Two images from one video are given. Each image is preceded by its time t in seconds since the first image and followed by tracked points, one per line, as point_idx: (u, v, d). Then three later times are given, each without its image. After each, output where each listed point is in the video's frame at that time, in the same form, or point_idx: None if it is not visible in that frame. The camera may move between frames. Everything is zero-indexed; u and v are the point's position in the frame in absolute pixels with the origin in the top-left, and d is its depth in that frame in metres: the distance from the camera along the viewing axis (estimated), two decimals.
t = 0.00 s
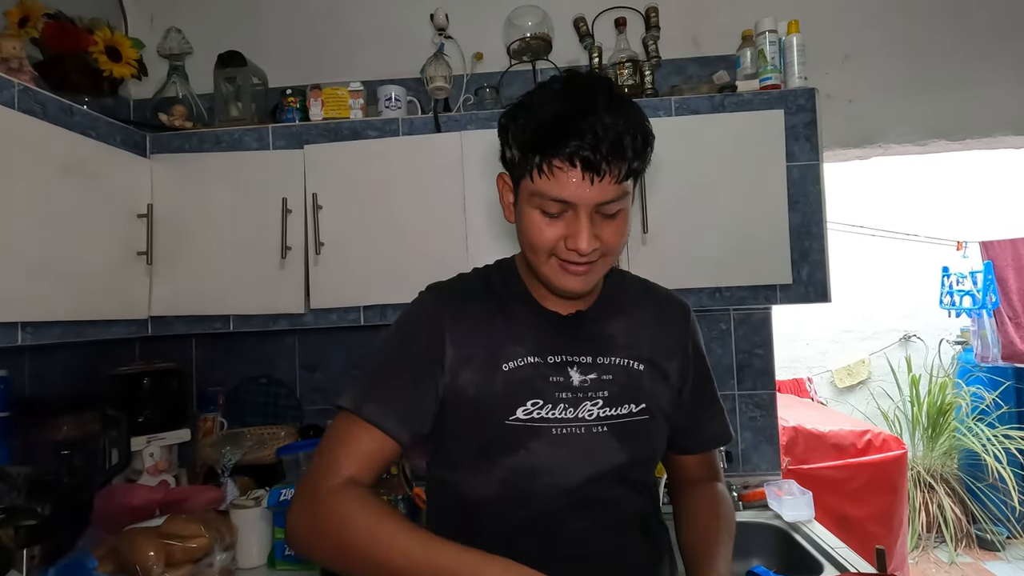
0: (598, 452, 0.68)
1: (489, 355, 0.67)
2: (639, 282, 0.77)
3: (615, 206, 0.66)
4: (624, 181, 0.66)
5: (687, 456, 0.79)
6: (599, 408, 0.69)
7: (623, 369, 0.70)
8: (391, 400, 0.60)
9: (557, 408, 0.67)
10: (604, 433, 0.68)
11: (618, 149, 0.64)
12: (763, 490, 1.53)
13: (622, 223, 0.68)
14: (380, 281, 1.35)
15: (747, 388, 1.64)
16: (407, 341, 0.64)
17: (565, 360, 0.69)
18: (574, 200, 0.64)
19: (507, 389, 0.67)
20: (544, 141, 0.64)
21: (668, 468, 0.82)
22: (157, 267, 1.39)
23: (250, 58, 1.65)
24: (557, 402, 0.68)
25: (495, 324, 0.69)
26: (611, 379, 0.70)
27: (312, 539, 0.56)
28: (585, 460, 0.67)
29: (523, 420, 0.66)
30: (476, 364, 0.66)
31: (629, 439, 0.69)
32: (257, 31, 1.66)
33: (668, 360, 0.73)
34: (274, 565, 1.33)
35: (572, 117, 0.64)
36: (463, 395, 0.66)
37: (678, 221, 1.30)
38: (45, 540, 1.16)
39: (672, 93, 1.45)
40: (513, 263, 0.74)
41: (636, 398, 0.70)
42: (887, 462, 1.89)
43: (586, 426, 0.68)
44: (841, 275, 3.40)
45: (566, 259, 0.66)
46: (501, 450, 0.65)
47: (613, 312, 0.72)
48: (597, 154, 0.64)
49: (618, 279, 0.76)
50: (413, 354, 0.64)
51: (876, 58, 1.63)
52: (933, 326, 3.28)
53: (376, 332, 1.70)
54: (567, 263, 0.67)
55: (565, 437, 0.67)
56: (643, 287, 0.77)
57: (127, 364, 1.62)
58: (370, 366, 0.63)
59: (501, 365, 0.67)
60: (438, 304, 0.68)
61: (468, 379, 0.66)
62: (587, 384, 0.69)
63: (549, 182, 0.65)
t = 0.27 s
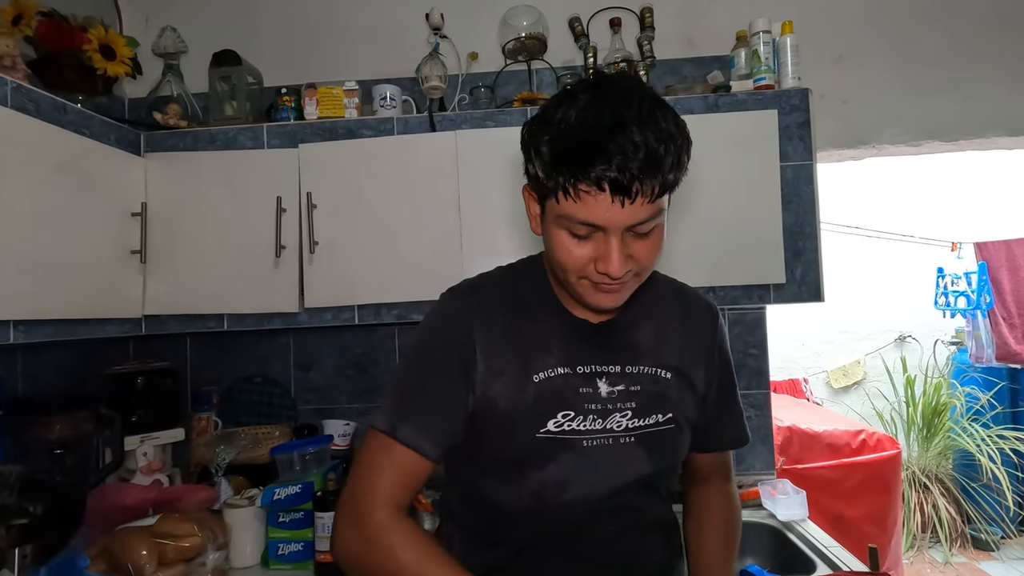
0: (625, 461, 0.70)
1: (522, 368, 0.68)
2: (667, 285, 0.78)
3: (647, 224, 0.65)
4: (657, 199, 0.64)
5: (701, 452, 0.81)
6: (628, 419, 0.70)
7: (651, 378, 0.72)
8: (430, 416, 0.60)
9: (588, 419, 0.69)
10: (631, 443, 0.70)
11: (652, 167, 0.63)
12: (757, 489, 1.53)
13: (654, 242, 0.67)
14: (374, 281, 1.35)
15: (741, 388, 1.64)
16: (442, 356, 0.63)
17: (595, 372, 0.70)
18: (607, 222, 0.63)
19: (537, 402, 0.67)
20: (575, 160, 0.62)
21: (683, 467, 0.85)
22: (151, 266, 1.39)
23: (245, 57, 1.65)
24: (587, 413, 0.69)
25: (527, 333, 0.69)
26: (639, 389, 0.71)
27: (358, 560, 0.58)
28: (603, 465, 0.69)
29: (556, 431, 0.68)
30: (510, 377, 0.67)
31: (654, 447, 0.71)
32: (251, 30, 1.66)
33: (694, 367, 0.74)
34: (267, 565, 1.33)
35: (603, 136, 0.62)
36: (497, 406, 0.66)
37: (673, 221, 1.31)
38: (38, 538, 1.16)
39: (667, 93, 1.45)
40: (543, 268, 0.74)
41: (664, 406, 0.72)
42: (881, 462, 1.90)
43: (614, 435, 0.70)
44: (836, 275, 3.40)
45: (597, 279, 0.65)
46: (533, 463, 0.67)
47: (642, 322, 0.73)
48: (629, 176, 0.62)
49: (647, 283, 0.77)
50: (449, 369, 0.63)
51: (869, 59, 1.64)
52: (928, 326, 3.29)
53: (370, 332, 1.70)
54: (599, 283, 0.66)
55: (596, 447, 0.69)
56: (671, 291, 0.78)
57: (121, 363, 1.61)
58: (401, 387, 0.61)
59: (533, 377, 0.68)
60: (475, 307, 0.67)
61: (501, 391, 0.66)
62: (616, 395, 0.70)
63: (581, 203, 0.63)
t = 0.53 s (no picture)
0: (644, 457, 0.67)
1: (545, 359, 0.67)
2: (693, 288, 0.76)
3: (676, 216, 0.65)
4: (685, 190, 0.64)
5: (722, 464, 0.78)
6: (647, 415, 0.68)
7: (673, 377, 0.69)
8: (456, 394, 0.60)
9: (606, 412, 0.67)
10: (650, 440, 0.68)
11: (681, 157, 0.63)
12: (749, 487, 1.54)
13: (682, 232, 0.67)
14: (367, 279, 1.35)
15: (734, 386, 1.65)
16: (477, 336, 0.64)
17: (616, 364, 0.68)
18: (634, 211, 0.63)
19: (557, 392, 0.66)
20: (605, 150, 0.63)
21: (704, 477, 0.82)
22: (144, 264, 1.39)
23: (239, 56, 1.65)
24: (607, 405, 0.67)
25: (551, 324, 0.68)
26: (661, 386, 0.69)
27: (383, 532, 0.57)
28: (613, 463, 0.66)
29: (574, 420, 0.67)
30: (534, 364, 0.66)
31: (676, 447, 0.68)
32: (245, 29, 1.66)
33: (718, 370, 0.71)
34: (260, 564, 1.33)
35: (631, 125, 0.63)
36: (521, 393, 0.66)
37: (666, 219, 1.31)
38: (28, 539, 1.17)
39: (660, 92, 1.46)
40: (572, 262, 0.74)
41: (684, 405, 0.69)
42: (875, 461, 1.90)
43: (633, 431, 0.67)
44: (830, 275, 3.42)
45: (625, 267, 0.65)
46: (549, 449, 0.66)
47: (663, 321, 0.71)
48: (658, 164, 0.62)
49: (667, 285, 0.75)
50: (478, 348, 0.63)
51: (861, 59, 1.65)
52: (921, 326, 3.30)
53: (365, 331, 1.70)
54: (626, 274, 0.66)
55: (613, 441, 0.67)
56: (695, 293, 0.76)
57: (114, 362, 1.61)
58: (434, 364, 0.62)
59: (556, 365, 0.67)
60: (504, 297, 0.68)
61: (525, 375, 0.66)
62: (636, 389, 0.68)
63: (609, 192, 0.64)
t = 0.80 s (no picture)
0: (636, 453, 0.66)
1: (545, 346, 0.68)
2: (705, 294, 0.74)
3: (679, 208, 0.64)
4: (689, 182, 0.64)
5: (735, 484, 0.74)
6: (643, 409, 0.67)
7: (673, 376, 0.68)
8: (455, 374, 0.61)
9: (602, 400, 0.66)
10: (644, 435, 0.66)
11: (684, 149, 0.62)
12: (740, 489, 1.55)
13: (686, 226, 0.65)
14: (356, 280, 1.35)
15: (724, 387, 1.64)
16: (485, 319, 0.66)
17: (615, 356, 0.68)
18: (636, 200, 0.62)
19: (555, 376, 0.67)
20: (608, 143, 0.64)
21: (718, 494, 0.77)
22: (131, 265, 1.38)
23: (228, 56, 1.64)
24: (603, 395, 0.67)
25: (551, 315, 0.69)
26: (659, 382, 0.68)
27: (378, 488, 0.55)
28: (602, 461, 0.65)
29: (571, 405, 0.66)
30: (535, 347, 0.67)
31: (671, 447, 0.67)
32: (235, 29, 1.65)
33: (721, 374, 0.69)
34: (248, 566, 1.32)
35: (635, 122, 0.63)
36: (521, 375, 0.67)
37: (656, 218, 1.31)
38: (11, 540, 1.17)
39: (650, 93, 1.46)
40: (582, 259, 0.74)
41: (682, 405, 0.67)
42: (867, 461, 1.90)
43: (627, 425, 0.66)
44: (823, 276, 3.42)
45: (627, 259, 0.64)
46: (545, 430, 0.66)
47: (663, 321, 0.70)
48: (661, 157, 0.61)
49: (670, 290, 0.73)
50: (483, 331, 0.65)
51: (852, 60, 1.65)
52: (914, 327, 3.31)
53: (355, 332, 1.70)
54: (629, 264, 0.65)
55: (605, 430, 0.66)
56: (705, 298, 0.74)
57: (103, 364, 1.60)
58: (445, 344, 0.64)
59: (557, 351, 0.68)
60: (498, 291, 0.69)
61: (526, 359, 0.67)
62: (634, 383, 0.67)
63: (611, 183, 0.63)
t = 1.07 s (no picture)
0: (614, 446, 0.67)
1: (525, 337, 0.69)
2: (696, 290, 0.73)
3: (662, 195, 0.64)
4: (669, 170, 0.64)
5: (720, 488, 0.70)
6: (623, 402, 0.67)
7: (656, 371, 0.68)
8: (441, 356, 0.63)
9: (583, 391, 0.67)
10: (623, 428, 0.67)
11: (665, 137, 0.63)
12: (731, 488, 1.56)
13: (672, 213, 0.66)
14: (346, 279, 1.34)
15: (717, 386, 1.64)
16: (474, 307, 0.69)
17: (599, 348, 0.69)
18: (617, 186, 0.63)
19: (535, 366, 0.68)
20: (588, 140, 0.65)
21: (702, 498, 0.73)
22: (119, 263, 1.37)
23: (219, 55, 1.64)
24: (584, 385, 0.68)
25: (534, 307, 0.70)
26: (642, 376, 0.68)
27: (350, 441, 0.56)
28: (583, 453, 0.67)
29: (552, 393, 0.68)
30: (516, 337, 0.69)
31: (650, 441, 0.67)
32: (225, 27, 1.64)
33: (707, 372, 0.68)
34: (237, 566, 1.31)
35: (617, 112, 0.65)
36: (503, 364, 0.69)
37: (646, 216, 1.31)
38: None
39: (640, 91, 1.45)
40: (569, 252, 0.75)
41: (664, 400, 0.67)
42: (860, 459, 1.90)
43: (607, 417, 0.67)
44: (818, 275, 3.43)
45: (611, 245, 0.65)
46: (526, 416, 0.68)
47: (648, 318, 0.70)
48: (642, 144, 0.63)
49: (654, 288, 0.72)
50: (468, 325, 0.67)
51: (844, 58, 1.65)
52: (908, 326, 3.31)
53: (346, 331, 1.69)
54: (610, 255, 0.65)
55: (584, 420, 0.67)
56: (694, 295, 0.72)
57: (92, 364, 1.59)
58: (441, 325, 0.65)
59: (542, 340, 0.69)
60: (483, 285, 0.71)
61: (512, 347, 0.69)
62: (616, 376, 0.68)
63: (591, 176, 0.64)
